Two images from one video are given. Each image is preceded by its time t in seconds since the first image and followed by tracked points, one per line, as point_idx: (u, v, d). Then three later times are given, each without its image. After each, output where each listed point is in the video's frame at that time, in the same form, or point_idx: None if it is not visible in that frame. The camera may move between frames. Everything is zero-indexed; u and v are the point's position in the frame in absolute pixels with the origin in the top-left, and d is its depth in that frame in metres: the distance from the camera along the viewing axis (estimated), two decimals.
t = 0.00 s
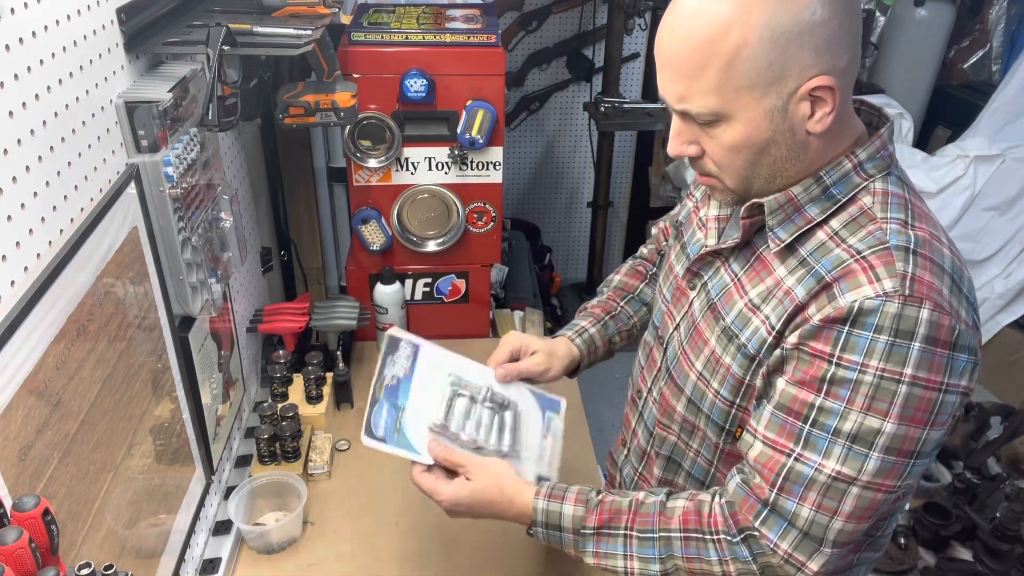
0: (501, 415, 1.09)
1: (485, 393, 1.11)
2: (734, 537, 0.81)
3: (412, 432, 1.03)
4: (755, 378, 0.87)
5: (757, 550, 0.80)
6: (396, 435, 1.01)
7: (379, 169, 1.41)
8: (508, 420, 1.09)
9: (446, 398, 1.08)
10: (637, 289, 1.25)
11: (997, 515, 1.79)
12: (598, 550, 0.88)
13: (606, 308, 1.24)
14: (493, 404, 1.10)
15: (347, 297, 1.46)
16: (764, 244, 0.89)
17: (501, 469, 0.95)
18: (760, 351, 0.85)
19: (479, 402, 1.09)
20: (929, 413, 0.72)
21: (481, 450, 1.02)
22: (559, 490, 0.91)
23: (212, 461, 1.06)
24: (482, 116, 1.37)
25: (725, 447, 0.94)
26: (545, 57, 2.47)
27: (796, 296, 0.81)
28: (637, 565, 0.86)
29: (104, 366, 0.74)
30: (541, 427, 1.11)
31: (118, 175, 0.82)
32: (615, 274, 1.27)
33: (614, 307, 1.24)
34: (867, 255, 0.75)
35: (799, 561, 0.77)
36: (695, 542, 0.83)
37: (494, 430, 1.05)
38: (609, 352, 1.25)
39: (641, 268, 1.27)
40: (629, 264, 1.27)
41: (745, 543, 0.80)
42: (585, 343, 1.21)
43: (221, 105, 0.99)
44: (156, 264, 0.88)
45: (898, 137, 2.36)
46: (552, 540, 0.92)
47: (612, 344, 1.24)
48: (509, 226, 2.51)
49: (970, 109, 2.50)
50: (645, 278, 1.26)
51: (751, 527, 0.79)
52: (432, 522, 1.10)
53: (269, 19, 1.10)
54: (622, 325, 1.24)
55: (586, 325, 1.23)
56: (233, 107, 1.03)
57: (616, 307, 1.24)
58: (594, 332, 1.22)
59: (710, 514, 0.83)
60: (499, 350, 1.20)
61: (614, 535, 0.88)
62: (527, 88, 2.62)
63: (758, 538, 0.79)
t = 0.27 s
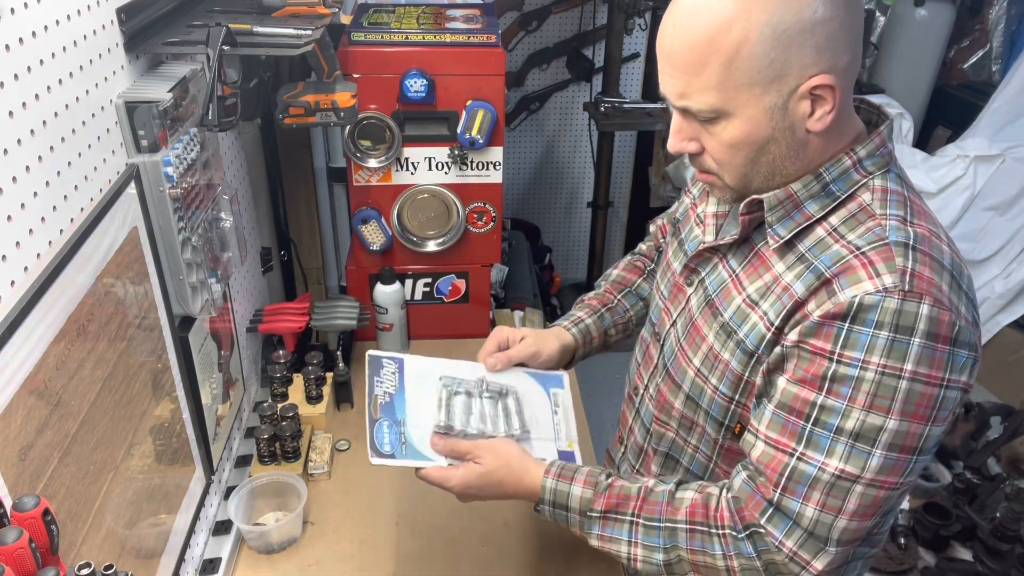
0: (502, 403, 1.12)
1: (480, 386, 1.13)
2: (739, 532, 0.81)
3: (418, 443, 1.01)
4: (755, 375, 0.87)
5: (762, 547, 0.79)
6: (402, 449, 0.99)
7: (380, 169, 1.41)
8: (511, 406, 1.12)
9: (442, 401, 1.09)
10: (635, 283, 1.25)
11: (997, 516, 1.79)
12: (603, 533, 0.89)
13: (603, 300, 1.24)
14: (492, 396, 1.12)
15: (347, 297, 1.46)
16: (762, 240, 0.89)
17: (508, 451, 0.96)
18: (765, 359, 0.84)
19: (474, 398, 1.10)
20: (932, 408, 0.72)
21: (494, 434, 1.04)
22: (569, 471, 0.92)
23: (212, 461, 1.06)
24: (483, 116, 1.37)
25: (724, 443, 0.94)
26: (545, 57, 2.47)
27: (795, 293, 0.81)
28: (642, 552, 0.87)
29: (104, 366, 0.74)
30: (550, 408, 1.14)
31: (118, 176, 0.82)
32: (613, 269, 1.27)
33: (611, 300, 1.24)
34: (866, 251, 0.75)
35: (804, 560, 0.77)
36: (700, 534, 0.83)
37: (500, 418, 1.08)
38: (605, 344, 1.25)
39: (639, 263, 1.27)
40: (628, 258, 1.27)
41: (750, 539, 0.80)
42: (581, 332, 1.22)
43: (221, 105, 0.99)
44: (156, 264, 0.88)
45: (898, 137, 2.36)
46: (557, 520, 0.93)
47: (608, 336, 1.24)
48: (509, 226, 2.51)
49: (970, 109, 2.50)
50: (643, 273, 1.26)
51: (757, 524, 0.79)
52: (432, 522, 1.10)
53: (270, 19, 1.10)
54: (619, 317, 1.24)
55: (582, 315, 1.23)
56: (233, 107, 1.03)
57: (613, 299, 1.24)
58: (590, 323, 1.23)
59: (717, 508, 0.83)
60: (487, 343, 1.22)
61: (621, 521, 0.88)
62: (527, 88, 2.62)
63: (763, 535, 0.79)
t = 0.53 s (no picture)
0: (497, 398, 1.13)
1: (473, 384, 1.14)
2: (742, 531, 0.81)
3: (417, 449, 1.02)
4: (753, 374, 0.86)
5: (765, 546, 0.79)
6: (402, 455, 0.99)
7: (379, 169, 1.41)
8: (508, 400, 1.13)
9: (436, 404, 1.09)
10: (632, 280, 1.25)
11: (997, 516, 1.79)
12: (606, 529, 0.89)
13: (601, 295, 1.24)
14: (487, 393, 1.13)
15: (346, 297, 1.46)
16: (760, 239, 0.89)
17: (509, 444, 0.96)
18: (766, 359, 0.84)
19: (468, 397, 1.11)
20: (930, 406, 0.72)
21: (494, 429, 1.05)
22: (574, 465, 0.92)
23: (212, 461, 1.06)
24: (482, 116, 1.37)
25: (723, 442, 0.94)
26: (545, 57, 2.47)
27: (793, 291, 0.81)
28: (644, 549, 0.87)
29: (104, 366, 0.74)
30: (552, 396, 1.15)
31: (118, 176, 0.82)
32: (612, 265, 1.27)
33: (608, 296, 1.24)
34: (863, 249, 0.76)
35: (806, 559, 0.77)
36: (704, 532, 0.83)
37: (499, 413, 1.09)
38: (602, 340, 1.25)
39: (637, 261, 1.27)
40: (626, 256, 1.27)
41: (753, 538, 0.80)
42: (577, 326, 1.22)
43: (221, 105, 0.99)
44: (156, 264, 0.88)
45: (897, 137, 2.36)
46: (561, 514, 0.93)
47: (604, 332, 1.24)
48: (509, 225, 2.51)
49: (970, 109, 2.50)
50: (641, 271, 1.26)
51: (760, 523, 0.79)
52: (432, 522, 1.10)
53: (270, 19, 1.10)
54: (616, 313, 1.23)
55: (579, 310, 1.23)
56: (233, 107, 1.03)
57: (611, 295, 1.24)
58: (587, 317, 1.23)
59: (721, 506, 0.83)
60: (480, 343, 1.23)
61: (625, 516, 0.88)
62: (527, 88, 2.62)
63: (766, 534, 0.79)
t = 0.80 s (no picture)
0: (492, 393, 1.14)
1: (467, 382, 1.16)
2: (741, 527, 0.81)
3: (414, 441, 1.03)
4: (753, 372, 0.86)
5: (764, 542, 0.79)
6: (399, 446, 1.00)
7: (379, 169, 1.41)
8: (503, 396, 1.14)
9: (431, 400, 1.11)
10: (629, 281, 1.25)
11: (997, 515, 1.79)
12: (605, 524, 0.89)
13: (596, 297, 1.23)
14: (481, 390, 1.15)
15: (346, 297, 1.46)
16: (759, 238, 0.89)
17: (510, 436, 0.96)
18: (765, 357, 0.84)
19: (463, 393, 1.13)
20: (929, 404, 0.72)
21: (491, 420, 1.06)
22: (574, 460, 0.92)
23: (212, 461, 1.06)
24: (482, 116, 1.37)
25: (723, 441, 0.94)
26: (546, 57, 2.47)
27: (792, 290, 0.81)
28: (643, 544, 0.86)
29: (104, 366, 0.73)
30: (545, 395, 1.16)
31: (118, 175, 0.82)
32: (608, 266, 1.27)
33: (604, 296, 1.23)
34: (862, 248, 0.76)
35: (805, 556, 0.77)
36: (703, 528, 0.83)
37: (495, 408, 1.11)
38: (598, 341, 1.24)
39: (635, 261, 1.27)
40: (624, 256, 1.27)
41: (752, 534, 0.80)
42: (572, 327, 1.22)
43: (221, 105, 0.99)
44: (156, 264, 0.88)
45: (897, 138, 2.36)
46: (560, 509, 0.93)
47: (600, 333, 1.23)
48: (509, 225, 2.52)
49: (970, 109, 2.50)
50: (638, 272, 1.25)
51: (760, 519, 0.79)
52: (432, 522, 1.10)
53: (270, 19, 1.10)
54: (611, 314, 1.23)
55: (574, 311, 1.23)
56: (233, 107, 1.03)
57: (607, 296, 1.23)
58: (582, 318, 1.22)
59: (721, 502, 0.83)
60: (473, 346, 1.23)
61: (624, 511, 0.88)
62: (527, 88, 2.62)
63: (766, 530, 0.79)
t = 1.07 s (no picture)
0: (491, 394, 1.15)
1: (467, 383, 1.17)
2: (741, 525, 0.81)
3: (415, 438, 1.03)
4: (751, 372, 0.87)
5: (764, 540, 0.80)
6: (401, 442, 1.01)
7: (379, 169, 1.41)
8: (502, 397, 1.15)
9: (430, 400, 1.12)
10: (627, 283, 1.25)
11: (997, 515, 1.79)
12: (607, 518, 0.89)
13: (595, 300, 1.23)
14: (480, 390, 1.16)
15: (346, 297, 1.46)
16: (757, 239, 0.89)
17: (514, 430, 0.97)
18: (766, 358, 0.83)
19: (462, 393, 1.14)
20: (927, 403, 0.72)
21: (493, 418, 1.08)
22: (577, 454, 0.93)
23: (212, 461, 1.06)
24: (482, 116, 1.37)
25: (722, 440, 0.94)
26: (546, 57, 2.47)
27: (790, 289, 0.81)
28: (645, 540, 0.87)
29: (104, 366, 0.74)
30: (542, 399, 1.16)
31: (118, 175, 0.82)
32: (607, 268, 1.27)
33: (603, 300, 1.23)
34: (860, 248, 0.76)
35: (804, 554, 0.77)
36: (704, 525, 0.83)
37: (494, 408, 1.12)
38: (597, 344, 1.24)
39: (633, 263, 1.26)
40: (622, 258, 1.26)
41: (752, 532, 0.80)
42: (571, 332, 1.22)
43: (221, 105, 0.99)
44: (156, 263, 0.88)
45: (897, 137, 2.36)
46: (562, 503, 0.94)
47: (599, 336, 1.23)
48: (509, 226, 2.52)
49: (970, 108, 2.50)
50: (637, 274, 1.25)
51: (760, 517, 0.79)
52: (431, 522, 1.10)
53: (269, 19, 1.10)
54: (610, 317, 1.23)
55: (572, 315, 1.23)
56: (233, 107, 1.02)
57: (605, 299, 1.23)
58: (580, 323, 1.22)
59: (722, 500, 0.83)
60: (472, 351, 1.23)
61: (626, 507, 0.88)
62: (527, 88, 2.62)
63: (765, 529, 0.79)
